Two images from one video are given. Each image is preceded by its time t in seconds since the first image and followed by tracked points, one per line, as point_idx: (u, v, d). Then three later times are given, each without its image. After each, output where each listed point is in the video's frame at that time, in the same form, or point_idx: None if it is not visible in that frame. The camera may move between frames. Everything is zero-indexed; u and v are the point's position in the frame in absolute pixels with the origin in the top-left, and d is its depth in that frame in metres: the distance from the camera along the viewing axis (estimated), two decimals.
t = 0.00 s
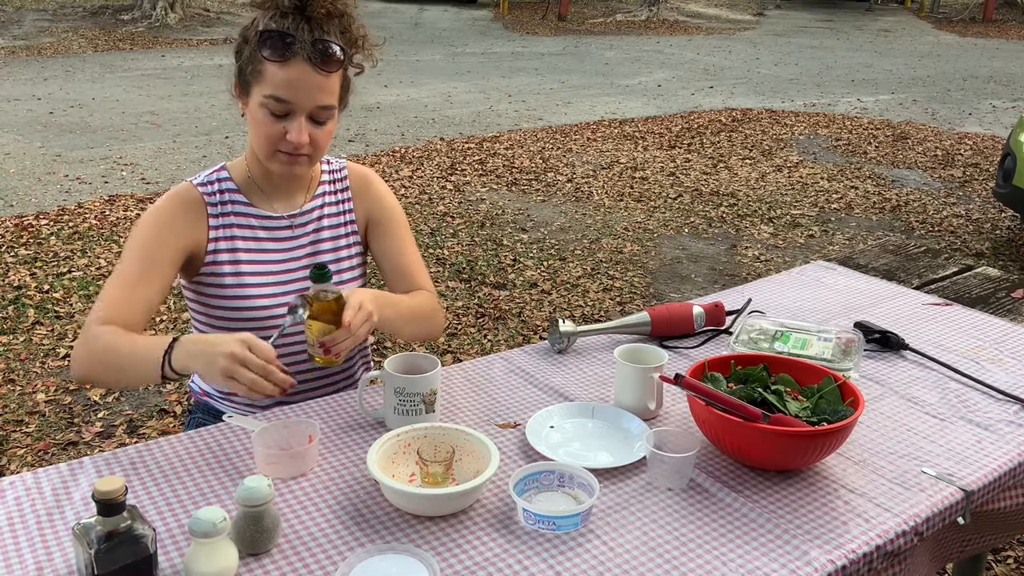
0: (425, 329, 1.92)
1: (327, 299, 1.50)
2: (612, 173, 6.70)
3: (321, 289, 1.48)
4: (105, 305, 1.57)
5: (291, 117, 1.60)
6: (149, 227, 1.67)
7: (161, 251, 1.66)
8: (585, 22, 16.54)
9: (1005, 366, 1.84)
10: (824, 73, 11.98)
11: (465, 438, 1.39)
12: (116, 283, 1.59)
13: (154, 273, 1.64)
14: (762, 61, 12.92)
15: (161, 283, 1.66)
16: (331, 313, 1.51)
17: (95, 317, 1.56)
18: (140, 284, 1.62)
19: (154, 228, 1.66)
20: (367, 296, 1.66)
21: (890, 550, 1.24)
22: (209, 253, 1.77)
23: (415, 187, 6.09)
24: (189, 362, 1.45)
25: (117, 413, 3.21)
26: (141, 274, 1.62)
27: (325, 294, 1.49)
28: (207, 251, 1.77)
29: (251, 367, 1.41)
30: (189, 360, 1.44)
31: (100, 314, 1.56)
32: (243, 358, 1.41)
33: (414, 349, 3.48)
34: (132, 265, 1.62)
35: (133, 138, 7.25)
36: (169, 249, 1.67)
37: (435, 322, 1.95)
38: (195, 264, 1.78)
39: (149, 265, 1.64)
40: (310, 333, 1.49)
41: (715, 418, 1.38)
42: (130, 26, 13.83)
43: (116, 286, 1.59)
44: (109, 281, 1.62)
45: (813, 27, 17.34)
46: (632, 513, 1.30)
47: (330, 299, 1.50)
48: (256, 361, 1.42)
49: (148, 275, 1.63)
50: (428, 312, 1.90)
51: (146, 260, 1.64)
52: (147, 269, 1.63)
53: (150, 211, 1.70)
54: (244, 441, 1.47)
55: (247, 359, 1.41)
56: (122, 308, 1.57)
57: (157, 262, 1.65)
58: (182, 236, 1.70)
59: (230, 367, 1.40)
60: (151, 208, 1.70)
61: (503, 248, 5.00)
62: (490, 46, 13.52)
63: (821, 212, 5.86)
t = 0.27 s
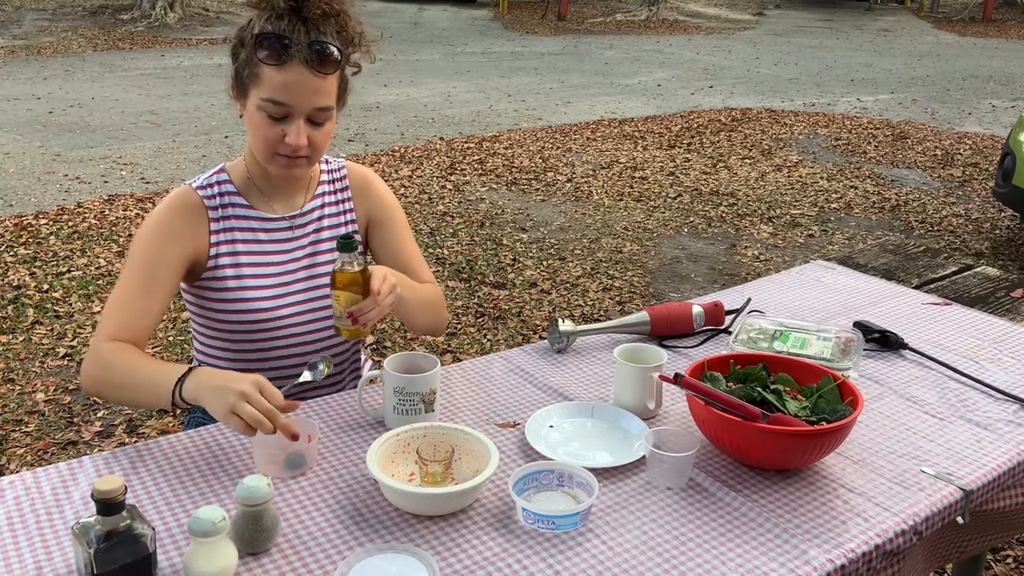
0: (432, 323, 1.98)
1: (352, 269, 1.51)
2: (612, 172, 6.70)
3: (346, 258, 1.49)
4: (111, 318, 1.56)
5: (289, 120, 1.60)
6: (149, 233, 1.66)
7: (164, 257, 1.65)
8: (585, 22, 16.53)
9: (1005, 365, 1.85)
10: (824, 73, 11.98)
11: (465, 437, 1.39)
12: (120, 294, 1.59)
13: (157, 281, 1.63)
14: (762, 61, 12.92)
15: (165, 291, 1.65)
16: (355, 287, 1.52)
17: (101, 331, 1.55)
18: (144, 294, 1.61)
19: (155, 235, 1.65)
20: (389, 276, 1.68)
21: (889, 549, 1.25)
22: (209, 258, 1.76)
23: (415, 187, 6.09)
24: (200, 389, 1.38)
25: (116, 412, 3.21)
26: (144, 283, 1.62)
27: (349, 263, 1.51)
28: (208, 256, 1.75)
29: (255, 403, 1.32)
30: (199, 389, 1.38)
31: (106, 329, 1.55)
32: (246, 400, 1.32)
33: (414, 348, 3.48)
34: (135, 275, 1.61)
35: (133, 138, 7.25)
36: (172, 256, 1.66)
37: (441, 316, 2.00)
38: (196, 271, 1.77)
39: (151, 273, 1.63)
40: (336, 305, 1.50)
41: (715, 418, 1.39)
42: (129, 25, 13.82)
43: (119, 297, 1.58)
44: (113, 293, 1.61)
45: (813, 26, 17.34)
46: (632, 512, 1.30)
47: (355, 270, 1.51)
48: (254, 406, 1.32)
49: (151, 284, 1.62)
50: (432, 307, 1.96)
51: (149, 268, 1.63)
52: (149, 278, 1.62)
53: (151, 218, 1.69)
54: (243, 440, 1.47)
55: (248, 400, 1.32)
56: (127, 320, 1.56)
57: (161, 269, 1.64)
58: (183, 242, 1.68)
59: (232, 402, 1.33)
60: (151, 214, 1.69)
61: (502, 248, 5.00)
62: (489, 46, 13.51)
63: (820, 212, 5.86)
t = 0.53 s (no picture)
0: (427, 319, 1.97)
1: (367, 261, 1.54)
2: (611, 172, 6.70)
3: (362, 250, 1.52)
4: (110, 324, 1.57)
5: (288, 120, 1.60)
6: (147, 238, 1.65)
7: (163, 262, 1.64)
8: (584, 21, 16.51)
9: (1003, 364, 1.85)
10: (823, 72, 11.98)
11: (463, 436, 1.39)
12: (119, 301, 1.59)
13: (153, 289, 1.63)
14: (761, 60, 12.92)
15: (164, 297, 1.65)
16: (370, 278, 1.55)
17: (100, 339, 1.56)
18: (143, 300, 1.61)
19: (154, 239, 1.65)
20: (403, 269, 1.70)
21: (888, 548, 1.25)
22: (209, 259, 1.75)
23: (414, 186, 6.09)
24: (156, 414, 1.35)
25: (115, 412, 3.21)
26: (140, 291, 1.61)
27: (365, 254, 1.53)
28: (207, 258, 1.75)
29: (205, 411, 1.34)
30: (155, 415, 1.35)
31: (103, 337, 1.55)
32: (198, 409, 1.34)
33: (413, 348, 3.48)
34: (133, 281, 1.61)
35: (131, 137, 7.24)
36: (171, 261, 1.66)
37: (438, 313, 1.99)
38: (195, 273, 1.76)
39: (150, 278, 1.62)
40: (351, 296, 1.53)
41: (713, 416, 1.39)
42: (127, 25, 13.80)
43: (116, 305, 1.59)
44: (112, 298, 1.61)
45: (812, 25, 17.33)
46: (631, 510, 1.30)
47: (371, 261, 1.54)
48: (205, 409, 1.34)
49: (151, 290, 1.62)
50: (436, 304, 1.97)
51: (148, 274, 1.63)
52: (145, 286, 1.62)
53: (150, 220, 1.68)
54: (243, 440, 1.47)
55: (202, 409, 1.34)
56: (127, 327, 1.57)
57: (160, 275, 1.64)
58: (182, 247, 1.68)
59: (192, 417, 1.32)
60: (149, 216, 1.69)
61: (502, 247, 5.00)
62: (488, 45, 13.49)
63: (819, 211, 5.86)
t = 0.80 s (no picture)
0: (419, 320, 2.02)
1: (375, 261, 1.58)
2: (610, 171, 6.71)
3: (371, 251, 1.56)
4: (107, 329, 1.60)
5: (280, 121, 1.60)
6: (143, 242, 1.67)
7: (159, 267, 1.66)
8: (583, 20, 16.52)
9: (1001, 363, 1.85)
10: (822, 71, 11.98)
11: (462, 436, 1.40)
12: (115, 306, 1.61)
13: (151, 294, 1.65)
14: (760, 59, 12.93)
15: (161, 300, 1.67)
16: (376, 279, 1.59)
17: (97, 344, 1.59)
18: (140, 304, 1.63)
19: (150, 244, 1.66)
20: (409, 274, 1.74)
21: (886, 547, 1.25)
22: (203, 262, 1.75)
23: (413, 186, 6.09)
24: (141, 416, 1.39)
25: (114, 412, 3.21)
26: (137, 296, 1.63)
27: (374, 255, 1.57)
28: (202, 261, 1.75)
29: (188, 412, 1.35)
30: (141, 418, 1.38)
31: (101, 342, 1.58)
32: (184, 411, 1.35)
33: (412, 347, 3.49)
34: (129, 285, 1.63)
35: (130, 138, 7.24)
36: (167, 265, 1.67)
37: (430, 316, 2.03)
38: (191, 276, 1.77)
39: (146, 283, 1.64)
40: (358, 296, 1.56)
41: (711, 415, 1.39)
42: (126, 25, 13.80)
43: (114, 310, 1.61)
44: (110, 302, 1.63)
45: (811, 25, 17.33)
46: (630, 510, 1.30)
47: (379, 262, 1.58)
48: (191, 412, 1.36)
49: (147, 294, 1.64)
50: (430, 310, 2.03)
51: (143, 279, 1.64)
52: (142, 291, 1.64)
53: (148, 223, 1.69)
54: (242, 440, 1.47)
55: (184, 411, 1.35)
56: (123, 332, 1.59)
57: (157, 279, 1.66)
58: (179, 251, 1.69)
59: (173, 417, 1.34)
60: (146, 219, 1.70)
61: (501, 246, 5.01)
62: (487, 45, 13.50)
63: (818, 210, 5.86)
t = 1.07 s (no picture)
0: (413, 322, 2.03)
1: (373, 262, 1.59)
2: (609, 171, 6.71)
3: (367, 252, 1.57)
4: (102, 324, 1.60)
5: (275, 126, 1.60)
6: (143, 240, 1.67)
7: (158, 266, 1.66)
8: (582, 20, 16.52)
9: (999, 362, 1.85)
10: (821, 70, 11.98)
11: (460, 435, 1.40)
12: (112, 303, 1.61)
13: (148, 294, 1.65)
14: (759, 58, 12.93)
15: (158, 300, 1.67)
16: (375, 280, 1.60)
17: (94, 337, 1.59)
18: (138, 303, 1.63)
19: (149, 242, 1.66)
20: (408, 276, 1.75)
21: (884, 546, 1.25)
22: (203, 261, 1.76)
23: (412, 186, 6.09)
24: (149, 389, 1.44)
25: (113, 412, 3.21)
26: (135, 295, 1.63)
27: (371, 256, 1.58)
28: (202, 260, 1.75)
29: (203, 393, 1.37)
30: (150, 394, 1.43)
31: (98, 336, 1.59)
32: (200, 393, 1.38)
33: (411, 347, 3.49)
34: (127, 282, 1.63)
35: (129, 138, 7.24)
36: (165, 266, 1.68)
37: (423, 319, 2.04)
38: (190, 275, 1.77)
39: (144, 281, 1.64)
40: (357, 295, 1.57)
41: (710, 415, 1.39)
42: (125, 25, 13.80)
43: (111, 308, 1.61)
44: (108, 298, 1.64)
45: (811, 24, 17.32)
46: (628, 509, 1.30)
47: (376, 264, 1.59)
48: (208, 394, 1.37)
49: (145, 294, 1.65)
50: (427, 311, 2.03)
51: (141, 276, 1.64)
52: (139, 290, 1.64)
53: (146, 223, 1.69)
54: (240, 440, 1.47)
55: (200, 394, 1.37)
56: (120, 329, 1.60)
57: (154, 279, 1.66)
58: (177, 251, 1.70)
59: (181, 396, 1.37)
60: (145, 218, 1.70)
61: (500, 246, 5.01)
62: (486, 45, 13.50)
63: (817, 209, 5.86)
